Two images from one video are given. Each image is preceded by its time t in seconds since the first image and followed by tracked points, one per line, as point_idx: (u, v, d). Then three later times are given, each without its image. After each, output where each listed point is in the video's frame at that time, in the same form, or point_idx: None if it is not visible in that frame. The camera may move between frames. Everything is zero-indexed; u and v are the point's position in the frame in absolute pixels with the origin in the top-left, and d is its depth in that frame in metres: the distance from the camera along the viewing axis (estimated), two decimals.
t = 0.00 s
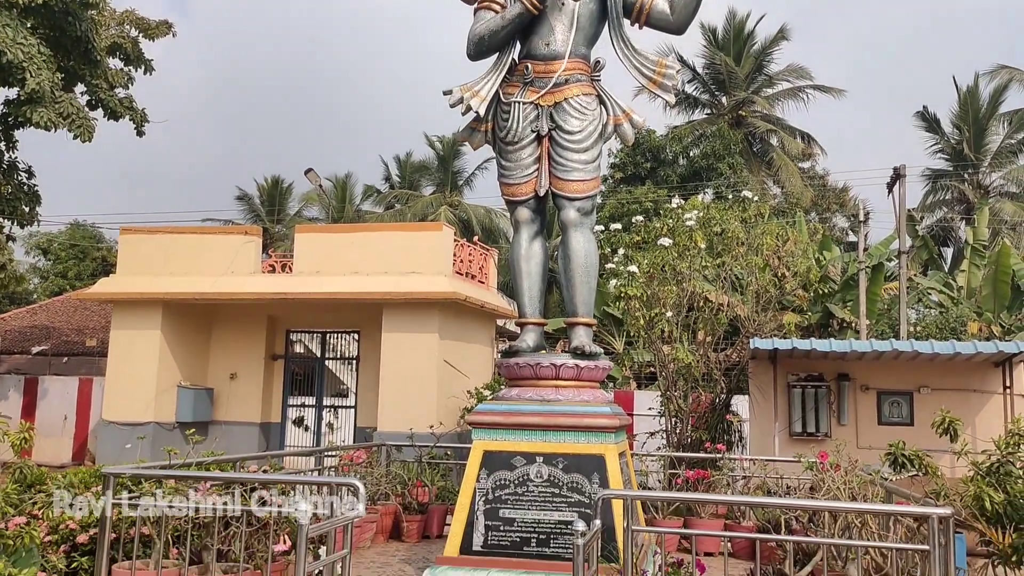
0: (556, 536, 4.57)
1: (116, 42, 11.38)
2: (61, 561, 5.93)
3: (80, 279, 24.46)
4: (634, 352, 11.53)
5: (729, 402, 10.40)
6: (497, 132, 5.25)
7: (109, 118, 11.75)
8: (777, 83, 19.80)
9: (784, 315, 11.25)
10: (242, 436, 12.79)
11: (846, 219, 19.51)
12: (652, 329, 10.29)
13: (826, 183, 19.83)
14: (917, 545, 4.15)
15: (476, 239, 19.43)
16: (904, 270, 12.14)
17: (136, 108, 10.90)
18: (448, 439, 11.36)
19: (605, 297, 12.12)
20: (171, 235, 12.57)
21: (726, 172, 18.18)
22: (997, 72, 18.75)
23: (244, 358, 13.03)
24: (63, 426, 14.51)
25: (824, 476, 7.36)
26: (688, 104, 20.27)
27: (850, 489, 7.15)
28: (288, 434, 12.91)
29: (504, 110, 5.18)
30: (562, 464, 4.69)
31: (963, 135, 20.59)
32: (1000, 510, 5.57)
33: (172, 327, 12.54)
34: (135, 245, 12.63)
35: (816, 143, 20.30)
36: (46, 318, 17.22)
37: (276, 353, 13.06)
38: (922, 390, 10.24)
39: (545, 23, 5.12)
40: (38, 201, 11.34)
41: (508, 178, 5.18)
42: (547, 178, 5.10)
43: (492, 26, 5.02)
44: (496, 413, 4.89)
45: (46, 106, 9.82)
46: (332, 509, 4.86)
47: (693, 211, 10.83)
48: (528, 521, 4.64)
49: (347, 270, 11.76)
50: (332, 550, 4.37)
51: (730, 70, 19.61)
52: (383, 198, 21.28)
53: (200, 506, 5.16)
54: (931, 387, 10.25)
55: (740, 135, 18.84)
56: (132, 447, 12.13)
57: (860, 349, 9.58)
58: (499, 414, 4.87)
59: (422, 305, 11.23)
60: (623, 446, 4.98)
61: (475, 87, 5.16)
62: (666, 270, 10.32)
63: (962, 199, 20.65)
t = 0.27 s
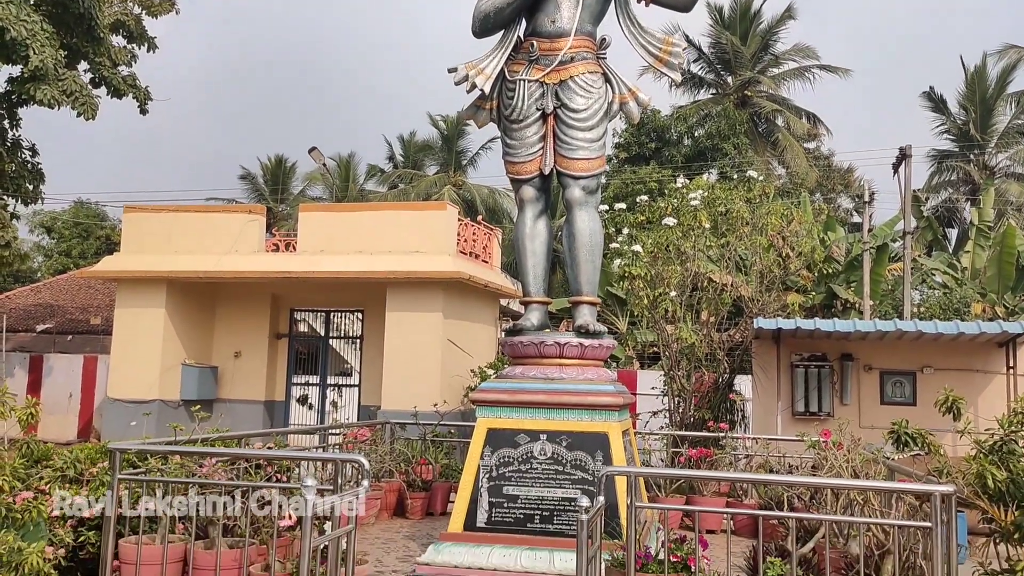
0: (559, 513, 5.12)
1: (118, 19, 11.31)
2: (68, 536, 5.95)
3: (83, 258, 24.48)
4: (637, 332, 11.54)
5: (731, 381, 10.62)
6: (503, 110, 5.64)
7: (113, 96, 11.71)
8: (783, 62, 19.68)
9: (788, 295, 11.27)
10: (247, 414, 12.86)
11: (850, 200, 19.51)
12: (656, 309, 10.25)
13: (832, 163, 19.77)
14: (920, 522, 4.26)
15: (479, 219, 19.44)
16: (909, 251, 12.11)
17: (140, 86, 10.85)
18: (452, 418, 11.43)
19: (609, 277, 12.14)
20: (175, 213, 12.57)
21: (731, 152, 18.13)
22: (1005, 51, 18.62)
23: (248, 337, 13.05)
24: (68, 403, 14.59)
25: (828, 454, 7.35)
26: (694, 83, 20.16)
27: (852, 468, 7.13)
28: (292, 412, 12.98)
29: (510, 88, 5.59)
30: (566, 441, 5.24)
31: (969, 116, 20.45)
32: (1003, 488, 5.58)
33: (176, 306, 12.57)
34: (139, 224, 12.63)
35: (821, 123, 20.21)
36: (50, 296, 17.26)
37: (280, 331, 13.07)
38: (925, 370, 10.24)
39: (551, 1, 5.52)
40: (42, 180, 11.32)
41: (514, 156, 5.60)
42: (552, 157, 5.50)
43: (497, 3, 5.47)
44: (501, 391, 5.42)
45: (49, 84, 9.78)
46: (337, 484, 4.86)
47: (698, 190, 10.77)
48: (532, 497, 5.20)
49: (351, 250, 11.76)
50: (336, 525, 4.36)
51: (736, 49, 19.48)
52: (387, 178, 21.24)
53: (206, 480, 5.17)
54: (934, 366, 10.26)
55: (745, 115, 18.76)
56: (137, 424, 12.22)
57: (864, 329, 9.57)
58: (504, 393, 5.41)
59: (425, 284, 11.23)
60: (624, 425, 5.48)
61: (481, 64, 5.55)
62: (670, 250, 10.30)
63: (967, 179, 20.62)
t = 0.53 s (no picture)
0: (562, 493, 5.22)
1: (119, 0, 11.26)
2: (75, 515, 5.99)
3: (86, 241, 24.49)
4: (639, 315, 11.54)
5: (733, 363, 10.60)
6: (505, 92, 5.78)
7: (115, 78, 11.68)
8: (787, 43, 19.56)
9: (791, 277, 11.27)
10: (251, 396, 12.92)
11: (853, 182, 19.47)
12: (658, 291, 10.20)
13: (835, 145, 19.70)
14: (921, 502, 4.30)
15: (482, 202, 19.42)
16: (913, 233, 12.07)
17: (141, 68, 10.82)
18: (455, 399, 11.49)
19: (611, 260, 12.14)
20: (177, 196, 12.57)
21: (734, 134, 18.03)
22: (1011, 32, 18.49)
23: (252, 320, 13.08)
24: (73, 385, 14.65)
25: (830, 435, 7.36)
26: (697, 65, 20.06)
27: (854, 448, 7.13)
28: (295, 394, 13.04)
29: (513, 70, 5.74)
30: (568, 423, 5.33)
31: (975, 97, 20.31)
32: (1005, 469, 5.59)
33: (180, 288, 12.60)
34: (142, 206, 12.63)
35: (825, 105, 20.12)
36: (53, 279, 17.28)
37: (283, 314, 13.09)
38: (928, 352, 10.25)
39: None
40: (44, 162, 11.32)
41: (517, 138, 5.76)
42: (555, 139, 5.69)
43: None
44: (505, 373, 5.54)
45: (51, 65, 9.75)
46: (341, 464, 4.89)
47: (701, 172, 10.74)
48: (535, 478, 5.30)
49: (354, 232, 11.76)
50: (341, 504, 4.39)
51: (740, 30, 19.36)
52: (389, 161, 21.19)
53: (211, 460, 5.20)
54: (937, 348, 10.26)
55: (749, 97, 18.67)
56: (142, 406, 12.28)
57: (867, 311, 9.56)
58: (507, 374, 5.53)
59: (428, 266, 11.23)
60: (627, 406, 5.57)
61: (483, 46, 5.68)
62: (673, 233, 10.27)
63: (972, 161, 20.55)
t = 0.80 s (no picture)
0: (564, 472, 5.25)
1: None
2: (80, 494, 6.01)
3: (88, 222, 24.49)
4: (641, 295, 11.55)
5: (735, 342, 10.65)
6: (506, 70, 5.76)
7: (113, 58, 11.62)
8: (790, 22, 19.42)
9: (792, 257, 11.25)
10: (253, 376, 12.97)
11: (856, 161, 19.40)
12: (660, 270, 10.19)
13: (838, 124, 19.62)
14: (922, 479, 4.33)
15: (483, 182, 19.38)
16: (915, 212, 12.03)
17: (140, 48, 10.76)
18: (457, 379, 11.54)
19: (613, 240, 12.12)
20: (178, 177, 12.54)
21: (736, 113, 17.93)
22: (1016, 9, 18.36)
23: (254, 301, 13.10)
24: (77, 366, 14.70)
25: (831, 414, 7.38)
26: (699, 44, 19.93)
27: (855, 425, 7.15)
28: (298, 374, 13.08)
29: (514, 48, 5.71)
30: (570, 402, 5.34)
31: (978, 75, 20.23)
32: (1005, 446, 5.60)
33: (182, 269, 12.60)
34: (143, 187, 12.61)
35: (828, 84, 20.01)
36: (55, 261, 17.29)
37: (285, 295, 13.11)
38: (930, 331, 10.25)
39: None
40: (44, 144, 11.28)
41: (518, 118, 5.74)
42: (557, 118, 5.67)
43: None
44: (506, 352, 5.56)
45: (49, 46, 9.71)
46: (344, 444, 4.91)
47: (703, 151, 10.73)
48: (537, 457, 5.32)
49: (355, 213, 11.74)
50: (345, 483, 4.39)
51: (742, 8, 19.22)
52: (390, 141, 21.13)
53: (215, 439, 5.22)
54: (939, 327, 10.26)
55: (751, 76, 18.57)
56: (145, 386, 12.32)
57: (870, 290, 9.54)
58: (508, 353, 5.54)
59: (429, 246, 11.22)
60: (628, 385, 5.59)
61: (484, 24, 5.64)
62: (675, 213, 10.29)
63: (975, 140, 20.46)
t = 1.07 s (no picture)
0: (563, 447, 5.28)
1: None
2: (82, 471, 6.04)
3: (86, 201, 24.43)
4: (640, 272, 11.55)
5: (733, 318, 10.65)
6: (504, 45, 5.72)
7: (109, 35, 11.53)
8: None
9: (792, 233, 11.23)
10: (253, 354, 13.01)
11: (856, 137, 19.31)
12: (659, 246, 10.18)
13: (838, 100, 19.52)
14: (919, 452, 4.36)
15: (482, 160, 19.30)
16: (915, 187, 11.99)
17: (136, 25, 10.68)
18: (456, 356, 11.58)
19: (611, 217, 12.10)
20: (176, 155, 12.49)
21: (736, 89, 17.83)
22: None
23: (253, 279, 13.10)
24: (77, 345, 14.73)
25: (830, 388, 7.40)
26: (699, 18, 19.78)
27: (853, 399, 7.18)
28: (297, 352, 13.12)
29: (512, 23, 5.67)
30: (569, 377, 5.36)
31: (979, 49, 20.13)
32: (1002, 419, 5.62)
33: (181, 248, 12.59)
34: (141, 166, 12.56)
35: (828, 59, 19.89)
36: (54, 240, 17.27)
37: (284, 274, 13.10)
38: (928, 306, 10.26)
39: None
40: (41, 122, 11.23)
41: (516, 93, 5.70)
42: (555, 93, 5.64)
43: None
44: (505, 328, 5.57)
45: (44, 23, 9.64)
46: (344, 420, 4.93)
47: (703, 127, 10.80)
48: (536, 433, 5.35)
49: (353, 191, 11.71)
50: (347, 458, 4.39)
51: None
52: (388, 119, 21.02)
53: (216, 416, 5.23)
54: (937, 302, 10.27)
55: (751, 51, 18.45)
56: (145, 365, 12.36)
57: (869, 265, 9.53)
58: (507, 330, 5.55)
59: (428, 224, 11.21)
60: (627, 361, 5.61)
61: None
62: (673, 189, 10.27)
63: (975, 115, 20.37)
